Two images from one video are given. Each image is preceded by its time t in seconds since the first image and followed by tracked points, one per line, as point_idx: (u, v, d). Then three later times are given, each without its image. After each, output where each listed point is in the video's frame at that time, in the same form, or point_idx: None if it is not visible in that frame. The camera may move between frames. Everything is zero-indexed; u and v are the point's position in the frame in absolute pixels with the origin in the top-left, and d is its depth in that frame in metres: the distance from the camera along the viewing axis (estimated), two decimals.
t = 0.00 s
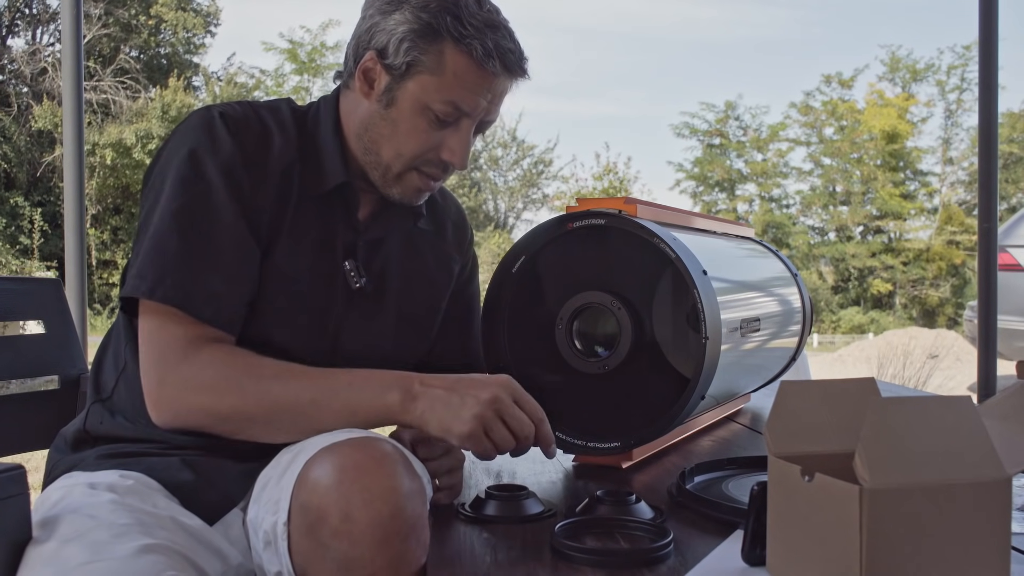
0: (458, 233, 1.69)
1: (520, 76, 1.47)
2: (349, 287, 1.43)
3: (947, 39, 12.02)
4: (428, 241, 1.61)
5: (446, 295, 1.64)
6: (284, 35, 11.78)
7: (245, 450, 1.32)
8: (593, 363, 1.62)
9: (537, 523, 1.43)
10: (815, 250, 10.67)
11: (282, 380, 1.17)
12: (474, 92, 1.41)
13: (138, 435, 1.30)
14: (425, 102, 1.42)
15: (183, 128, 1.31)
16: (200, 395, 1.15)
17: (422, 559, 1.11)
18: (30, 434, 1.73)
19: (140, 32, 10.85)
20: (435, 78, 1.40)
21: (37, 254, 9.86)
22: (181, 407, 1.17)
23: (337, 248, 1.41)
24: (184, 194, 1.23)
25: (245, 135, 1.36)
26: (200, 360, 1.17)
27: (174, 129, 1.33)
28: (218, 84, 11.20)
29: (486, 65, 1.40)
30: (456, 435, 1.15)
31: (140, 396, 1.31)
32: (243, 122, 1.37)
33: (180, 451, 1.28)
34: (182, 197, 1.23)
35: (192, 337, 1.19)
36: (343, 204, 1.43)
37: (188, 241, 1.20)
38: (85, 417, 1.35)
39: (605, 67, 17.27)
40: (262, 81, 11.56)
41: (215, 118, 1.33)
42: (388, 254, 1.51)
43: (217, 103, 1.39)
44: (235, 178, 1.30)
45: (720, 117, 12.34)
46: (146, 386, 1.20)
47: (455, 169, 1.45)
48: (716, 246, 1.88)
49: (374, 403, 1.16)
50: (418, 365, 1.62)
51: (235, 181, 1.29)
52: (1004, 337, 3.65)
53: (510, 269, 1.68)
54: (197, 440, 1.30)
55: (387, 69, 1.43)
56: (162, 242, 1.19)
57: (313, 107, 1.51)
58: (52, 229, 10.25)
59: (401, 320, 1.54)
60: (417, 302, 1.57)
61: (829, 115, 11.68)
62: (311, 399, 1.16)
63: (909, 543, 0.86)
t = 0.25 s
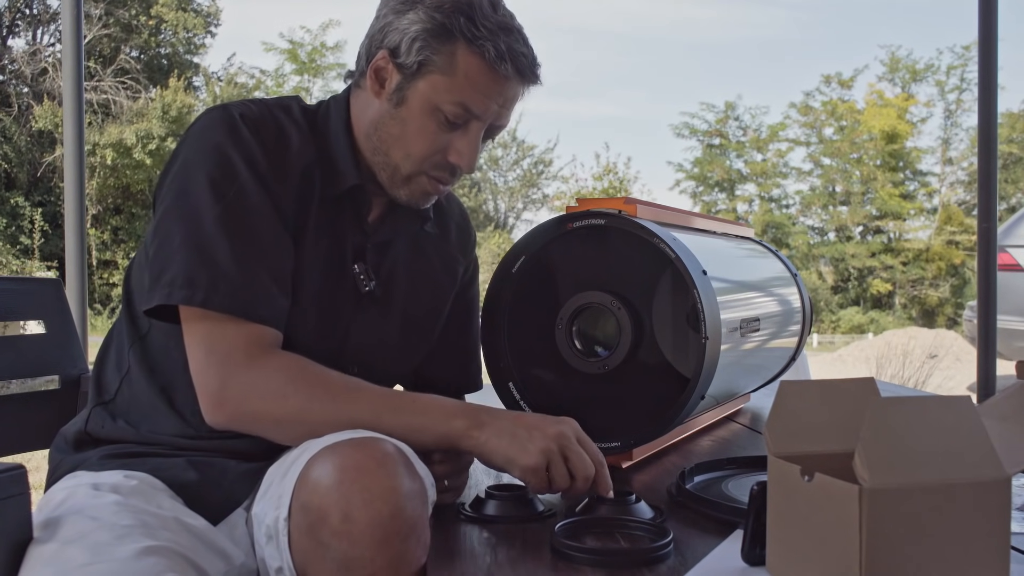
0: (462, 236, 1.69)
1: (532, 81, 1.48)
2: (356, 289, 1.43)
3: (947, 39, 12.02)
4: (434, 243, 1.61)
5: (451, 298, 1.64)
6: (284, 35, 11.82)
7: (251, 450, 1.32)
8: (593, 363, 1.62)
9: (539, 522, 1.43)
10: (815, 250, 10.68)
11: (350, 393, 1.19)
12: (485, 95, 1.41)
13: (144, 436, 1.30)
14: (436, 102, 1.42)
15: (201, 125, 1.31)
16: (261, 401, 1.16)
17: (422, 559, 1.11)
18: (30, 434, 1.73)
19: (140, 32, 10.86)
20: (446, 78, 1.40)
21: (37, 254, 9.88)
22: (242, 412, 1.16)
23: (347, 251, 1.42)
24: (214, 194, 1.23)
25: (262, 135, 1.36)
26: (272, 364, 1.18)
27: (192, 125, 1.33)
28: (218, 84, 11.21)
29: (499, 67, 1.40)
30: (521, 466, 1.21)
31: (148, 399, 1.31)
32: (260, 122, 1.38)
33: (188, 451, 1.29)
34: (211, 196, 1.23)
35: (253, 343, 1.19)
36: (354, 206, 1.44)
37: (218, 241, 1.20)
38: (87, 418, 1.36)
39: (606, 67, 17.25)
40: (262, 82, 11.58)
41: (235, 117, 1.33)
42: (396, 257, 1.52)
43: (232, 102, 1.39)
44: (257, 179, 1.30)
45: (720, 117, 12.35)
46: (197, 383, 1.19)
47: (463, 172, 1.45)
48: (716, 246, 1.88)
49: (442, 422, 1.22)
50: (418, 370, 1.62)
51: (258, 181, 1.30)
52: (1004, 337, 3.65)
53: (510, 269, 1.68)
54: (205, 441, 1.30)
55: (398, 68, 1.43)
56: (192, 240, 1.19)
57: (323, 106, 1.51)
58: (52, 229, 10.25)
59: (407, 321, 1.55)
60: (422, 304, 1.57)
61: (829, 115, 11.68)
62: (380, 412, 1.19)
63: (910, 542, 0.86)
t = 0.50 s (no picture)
0: (467, 240, 1.69)
1: (546, 89, 1.48)
2: (361, 292, 1.44)
3: (946, 39, 12.02)
4: (439, 246, 1.61)
5: (454, 300, 1.65)
6: (284, 35, 11.82)
7: (252, 451, 1.31)
8: (592, 363, 1.62)
9: (540, 522, 1.43)
10: (814, 250, 10.68)
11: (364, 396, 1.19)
12: (499, 97, 1.40)
13: (148, 436, 1.30)
14: (448, 101, 1.41)
15: (213, 124, 1.31)
16: (274, 401, 1.16)
17: (422, 559, 1.11)
18: (30, 435, 1.73)
19: (141, 32, 10.86)
20: (461, 78, 1.40)
21: (38, 254, 9.89)
22: (254, 410, 1.17)
23: (353, 255, 1.43)
24: (227, 196, 1.24)
25: (274, 136, 1.37)
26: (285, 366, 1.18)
27: (203, 124, 1.32)
28: (218, 84, 11.21)
29: (514, 70, 1.41)
30: (534, 476, 1.22)
31: (153, 399, 1.32)
32: (271, 123, 1.38)
33: (191, 450, 1.29)
34: (223, 197, 1.23)
35: (265, 341, 1.19)
36: (361, 209, 1.44)
37: (232, 241, 1.21)
38: (89, 417, 1.36)
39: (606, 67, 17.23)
40: (263, 82, 11.59)
41: (247, 118, 1.34)
42: (401, 259, 1.53)
43: (243, 102, 1.39)
44: (268, 180, 1.31)
45: (720, 117, 12.35)
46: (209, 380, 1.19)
47: (469, 174, 1.44)
48: (715, 247, 1.88)
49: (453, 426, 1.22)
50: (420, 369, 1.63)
51: (269, 182, 1.30)
52: (1004, 336, 3.65)
53: (510, 270, 1.68)
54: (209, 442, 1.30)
55: (413, 65, 1.43)
56: (203, 240, 1.20)
57: (334, 108, 1.51)
58: (53, 229, 10.25)
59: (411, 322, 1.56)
60: (426, 305, 1.58)
61: (829, 115, 11.68)
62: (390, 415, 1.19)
63: (910, 542, 0.86)
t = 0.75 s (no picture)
0: (465, 240, 1.70)
1: (528, 76, 1.47)
2: (357, 290, 1.44)
3: (946, 39, 12.02)
4: (437, 245, 1.62)
5: (452, 299, 1.65)
6: (284, 35, 11.82)
7: (252, 451, 1.31)
8: (592, 362, 1.63)
9: (539, 522, 1.43)
10: (814, 250, 10.69)
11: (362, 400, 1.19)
12: (476, 84, 1.40)
13: (147, 436, 1.31)
14: (426, 90, 1.41)
15: (207, 124, 1.31)
16: (272, 402, 1.16)
17: (422, 558, 1.11)
18: (30, 435, 1.73)
19: (141, 32, 10.85)
20: (438, 66, 1.40)
21: (38, 254, 9.90)
22: (250, 411, 1.17)
23: (348, 253, 1.43)
24: (222, 196, 1.24)
25: (268, 135, 1.37)
26: (278, 369, 1.18)
27: (197, 124, 1.33)
28: (219, 85, 11.21)
29: (490, 55, 1.39)
30: (531, 491, 1.21)
31: (152, 399, 1.32)
32: (266, 122, 1.39)
33: (189, 451, 1.29)
34: (217, 196, 1.24)
35: (262, 339, 1.20)
36: (356, 207, 1.45)
37: (226, 240, 1.21)
38: (89, 417, 1.36)
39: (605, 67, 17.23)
40: (263, 82, 11.60)
41: (240, 117, 1.34)
42: (398, 257, 1.53)
43: (237, 102, 1.40)
44: (262, 178, 1.31)
45: (720, 117, 12.36)
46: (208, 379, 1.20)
47: (452, 163, 1.44)
48: (715, 246, 1.89)
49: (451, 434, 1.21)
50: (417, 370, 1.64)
51: (263, 181, 1.30)
52: (1004, 336, 3.65)
53: (510, 269, 1.68)
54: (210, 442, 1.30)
55: (393, 57, 1.44)
56: (198, 240, 1.20)
57: (329, 105, 1.52)
58: (53, 229, 10.25)
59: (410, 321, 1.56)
60: (425, 304, 1.59)
61: (828, 116, 11.67)
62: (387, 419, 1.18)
63: (910, 541, 0.86)
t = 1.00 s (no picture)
0: (466, 238, 1.72)
1: (504, 50, 1.47)
2: (358, 289, 1.44)
3: (946, 40, 12.01)
4: (438, 245, 1.63)
5: (454, 299, 1.66)
6: (284, 36, 11.81)
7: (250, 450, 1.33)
8: (592, 362, 1.62)
9: (538, 521, 1.44)
10: (813, 249, 10.69)
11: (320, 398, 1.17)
12: (444, 59, 1.41)
13: (148, 436, 1.31)
14: (399, 69, 1.43)
15: (209, 129, 1.33)
16: (238, 411, 1.17)
17: (422, 558, 1.12)
18: (31, 435, 1.73)
19: (142, 32, 10.86)
20: (408, 44, 1.43)
21: (39, 254, 9.89)
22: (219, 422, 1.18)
23: (350, 252, 1.43)
24: (221, 203, 1.24)
25: (269, 138, 1.38)
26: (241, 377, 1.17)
27: (200, 129, 1.34)
28: (219, 85, 11.20)
29: (455, 25, 1.41)
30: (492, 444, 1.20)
31: (154, 400, 1.32)
32: (267, 125, 1.39)
33: (189, 451, 1.30)
34: (217, 202, 1.24)
35: (242, 348, 1.22)
36: (356, 207, 1.46)
37: (225, 246, 1.21)
38: (91, 417, 1.36)
39: (606, 68, 17.22)
40: (263, 82, 11.60)
41: (241, 122, 1.35)
42: (398, 259, 1.54)
43: (239, 106, 1.41)
44: (263, 183, 1.31)
45: (720, 118, 12.37)
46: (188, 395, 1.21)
47: (428, 139, 1.44)
48: (715, 247, 1.89)
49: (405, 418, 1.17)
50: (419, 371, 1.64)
51: (263, 187, 1.31)
52: (1003, 336, 3.65)
53: (510, 269, 1.70)
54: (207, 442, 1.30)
55: (373, 42, 1.49)
56: (198, 246, 1.20)
57: (330, 105, 1.54)
58: (53, 229, 10.25)
59: (411, 323, 1.57)
60: (427, 305, 1.60)
61: (828, 116, 11.67)
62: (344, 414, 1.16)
63: (910, 541, 0.87)
